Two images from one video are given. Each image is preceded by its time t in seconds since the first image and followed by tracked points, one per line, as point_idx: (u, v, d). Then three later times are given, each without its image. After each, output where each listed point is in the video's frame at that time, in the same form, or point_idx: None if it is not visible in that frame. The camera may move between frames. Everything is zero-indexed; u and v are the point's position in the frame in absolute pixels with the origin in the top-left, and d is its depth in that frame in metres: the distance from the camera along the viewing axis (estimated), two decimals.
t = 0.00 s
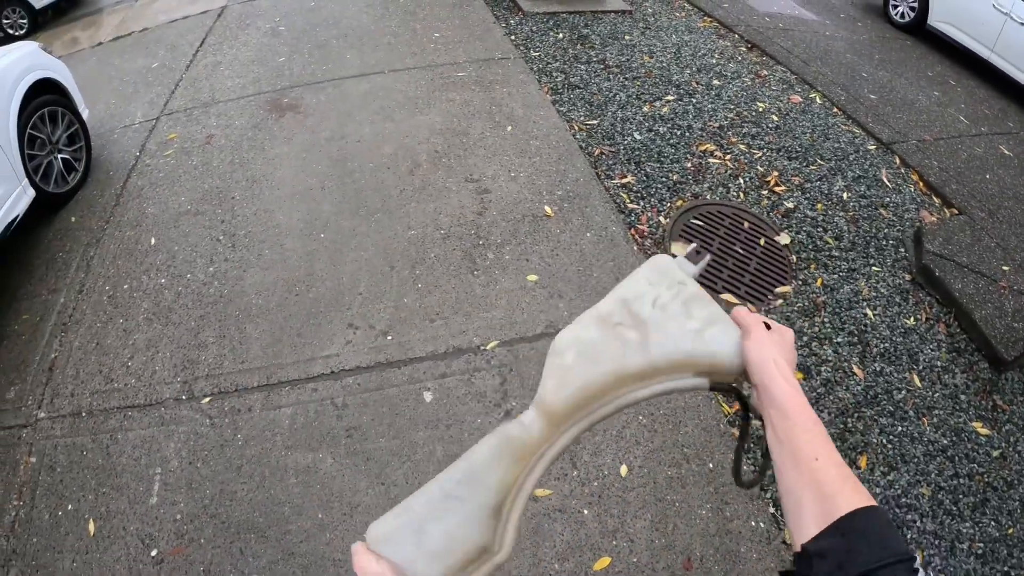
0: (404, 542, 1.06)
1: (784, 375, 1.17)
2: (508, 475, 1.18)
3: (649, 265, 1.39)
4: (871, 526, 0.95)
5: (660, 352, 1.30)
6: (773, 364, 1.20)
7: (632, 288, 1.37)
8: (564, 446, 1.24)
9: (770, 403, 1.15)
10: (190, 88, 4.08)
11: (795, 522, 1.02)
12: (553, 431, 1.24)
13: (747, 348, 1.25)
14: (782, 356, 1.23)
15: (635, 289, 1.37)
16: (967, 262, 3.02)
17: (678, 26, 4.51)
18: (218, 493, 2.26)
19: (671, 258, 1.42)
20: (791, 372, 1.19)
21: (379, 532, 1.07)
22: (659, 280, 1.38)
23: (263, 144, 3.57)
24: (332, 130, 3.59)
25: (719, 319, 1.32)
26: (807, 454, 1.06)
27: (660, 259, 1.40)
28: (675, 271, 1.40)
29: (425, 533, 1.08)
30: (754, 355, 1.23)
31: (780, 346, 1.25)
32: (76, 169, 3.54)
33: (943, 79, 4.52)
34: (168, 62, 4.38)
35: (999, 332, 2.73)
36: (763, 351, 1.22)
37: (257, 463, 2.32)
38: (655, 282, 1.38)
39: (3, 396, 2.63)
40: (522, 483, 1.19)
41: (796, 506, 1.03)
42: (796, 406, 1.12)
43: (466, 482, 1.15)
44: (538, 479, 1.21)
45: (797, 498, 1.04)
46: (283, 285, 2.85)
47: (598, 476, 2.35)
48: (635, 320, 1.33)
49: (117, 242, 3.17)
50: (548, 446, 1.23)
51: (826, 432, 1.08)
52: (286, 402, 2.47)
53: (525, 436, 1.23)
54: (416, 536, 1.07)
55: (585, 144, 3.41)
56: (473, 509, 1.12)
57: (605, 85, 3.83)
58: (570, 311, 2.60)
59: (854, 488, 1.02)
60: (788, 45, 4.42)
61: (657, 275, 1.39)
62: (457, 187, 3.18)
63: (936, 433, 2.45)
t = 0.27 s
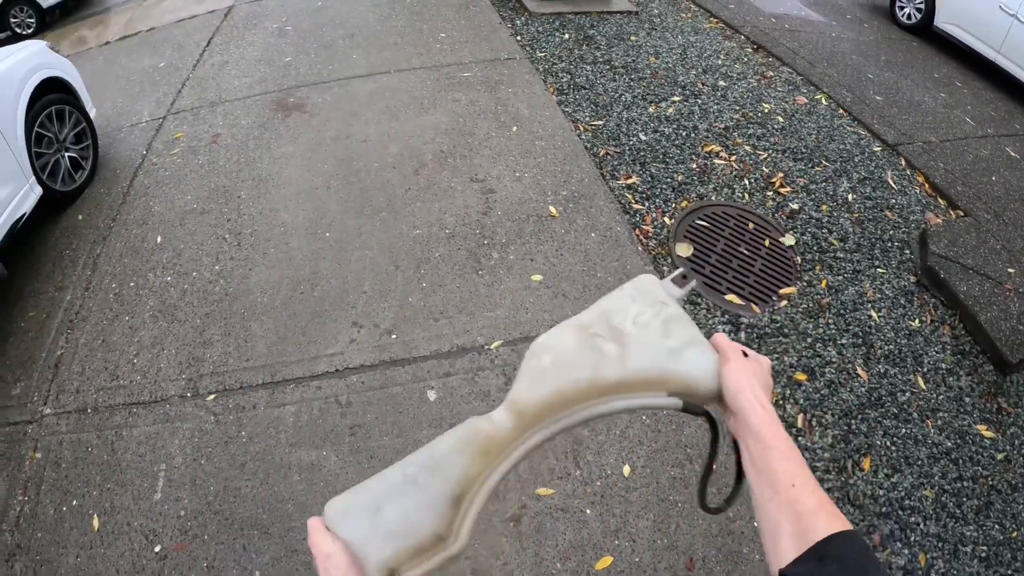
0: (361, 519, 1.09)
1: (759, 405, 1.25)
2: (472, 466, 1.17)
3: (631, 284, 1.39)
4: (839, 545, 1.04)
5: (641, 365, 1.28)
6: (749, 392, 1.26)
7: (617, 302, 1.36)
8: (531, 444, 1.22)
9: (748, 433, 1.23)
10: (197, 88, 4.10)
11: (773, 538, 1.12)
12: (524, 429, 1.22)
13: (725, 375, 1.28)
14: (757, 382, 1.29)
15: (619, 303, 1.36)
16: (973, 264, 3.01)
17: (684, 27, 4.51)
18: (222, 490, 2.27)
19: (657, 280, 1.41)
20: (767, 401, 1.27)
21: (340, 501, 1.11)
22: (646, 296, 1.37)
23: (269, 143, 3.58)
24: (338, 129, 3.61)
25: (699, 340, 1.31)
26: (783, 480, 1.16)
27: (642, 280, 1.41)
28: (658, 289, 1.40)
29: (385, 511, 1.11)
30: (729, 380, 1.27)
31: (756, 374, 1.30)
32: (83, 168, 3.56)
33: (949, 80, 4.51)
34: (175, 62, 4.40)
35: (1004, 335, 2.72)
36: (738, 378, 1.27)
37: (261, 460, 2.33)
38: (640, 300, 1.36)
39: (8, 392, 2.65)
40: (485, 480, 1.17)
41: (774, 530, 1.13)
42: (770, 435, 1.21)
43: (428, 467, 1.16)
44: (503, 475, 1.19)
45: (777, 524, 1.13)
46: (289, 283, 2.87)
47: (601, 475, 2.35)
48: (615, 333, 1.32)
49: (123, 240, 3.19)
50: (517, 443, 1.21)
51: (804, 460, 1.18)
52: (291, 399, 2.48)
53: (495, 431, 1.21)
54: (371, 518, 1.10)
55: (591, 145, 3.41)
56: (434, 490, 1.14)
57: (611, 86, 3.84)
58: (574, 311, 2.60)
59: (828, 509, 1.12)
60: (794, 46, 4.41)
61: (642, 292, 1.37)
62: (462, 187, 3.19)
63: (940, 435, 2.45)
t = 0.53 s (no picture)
0: (323, 477, 1.17)
1: (744, 398, 1.24)
2: (439, 437, 1.23)
3: (612, 269, 1.42)
4: (838, 551, 1.05)
5: (611, 351, 1.30)
6: (731, 384, 1.25)
7: (595, 286, 1.39)
8: (506, 418, 1.27)
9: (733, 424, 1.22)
10: (204, 83, 4.12)
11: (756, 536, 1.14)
12: (495, 406, 1.27)
13: (706, 362, 1.29)
14: (741, 372, 1.29)
15: (596, 290, 1.40)
16: (979, 264, 2.99)
17: (691, 25, 4.49)
18: (224, 482, 2.28)
19: (642, 267, 1.42)
20: (751, 391, 1.26)
21: (311, 464, 1.18)
22: (625, 285, 1.38)
23: (274, 138, 3.59)
24: (344, 125, 3.61)
25: (673, 328, 1.33)
26: (768, 475, 1.16)
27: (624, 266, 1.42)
28: (641, 277, 1.40)
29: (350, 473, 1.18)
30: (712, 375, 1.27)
31: (739, 365, 1.30)
32: (90, 162, 3.58)
33: (958, 79, 4.48)
34: (182, 58, 4.42)
35: (1010, 335, 2.70)
36: (720, 370, 1.27)
37: (262, 453, 2.34)
38: (618, 285, 1.39)
39: (14, 384, 2.67)
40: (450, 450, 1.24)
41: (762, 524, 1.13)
42: (754, 427, 1.20)
43: (398, 433, 1.22)
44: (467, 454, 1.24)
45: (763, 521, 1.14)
46: (292, 278, 2.88)
47: (602, 472, 2.35)
48: (592, 318, 1.35)
49: (129, 234, 3.21)
50: (485, 420, 1.26)
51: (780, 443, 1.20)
52: (293, 393, 2.49)
53: (464, 404, 1.26)
54: (338, 477, 1.17)
55: (596, 141, 3.41)
56: (399, 460, 1.20)
57: (616, 83, 3.83)
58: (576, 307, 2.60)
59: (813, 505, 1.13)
60: (802, 44, 4.39)
61: (624, 279, 1.39)
62: (466, 183, 3.19)
63: (944, 436, 2.43)
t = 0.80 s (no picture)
0: (343, 443, 1.29)
1: (768, 407, 1.26)
2: (454, 410, 1.34)
3: (642, 257, 1.50)
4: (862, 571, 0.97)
5: (633, 338, 1.40)
6: (756, 389, 1.29)
7: (619, 273, 1.49)
8: (524, 395, 1.40)
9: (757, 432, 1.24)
10: (209, 78, 4.13)
11: (781, 550, 1.10)
12: (512, 383, 1.38)
13: (729, 367, 1.35)
14: (766, 379, 1.33)
15: (625, 277, 1.47)
16: (985, 261, 2.97)
17: (697, 19, 4.47)
18: (227, 475, 2.30)
19: (671, 256, 1.51)
20: (775, 396, 1.30)
21: (316, 429, 1.30)
22: (648, 272, 1.48)
23: (279, 133, 3.60)
24: (348, 120, 3.62)
25: (694, 323, 1.41)
26: (790, 482, 1.16)
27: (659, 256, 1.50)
28: (670, 267, 1.49)
29: (361, 440, 1.30)
30: (733, 375, 1.34)
31: (761, 365, 1.35)
32: (96, 158, 3.60)
33: (966, 75, 4.44)
34: (188, 53, 4.44)
35: (1016, 333, 2.68)
36: (745, 373, 1.32)
37: (265, 447, 2.36)
38: (645, 274, 1.48)
39: (21, 377, 2.70)
40: (473, 423, 1.37)
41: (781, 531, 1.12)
42: (779, 433, 1.22)
43: (408, 407, 1.33)
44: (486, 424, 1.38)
45: (782, 527, 1.13)
46: (296, 272, 2.89)
47: (602, 467, 2.35)
48: (614, 304, 1.45)
49: (134, 229, 3.23)
50: (507, 395, 1.39)
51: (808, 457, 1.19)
52: (296, 386, 2.51)
53: (480, 380, 1.37)
54: (349, 443, 1.29)
55: (600, 136, 3.40)
56: (414, 428, 1.32)
57: (621, 77, 3.82)
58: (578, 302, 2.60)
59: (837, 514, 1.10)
60: (808, 39, 4.36)
61: (649, 268, 1.48)
62: (469, 178, 3.19)
63: (947, 434, 2.42)
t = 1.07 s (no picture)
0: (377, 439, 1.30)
1: (807, 426, 1.19)
2: (484, 417, 1.33)
3: (687, 266, 1.43)
4: None
5: (670, 351, 1.34)
6: (795, 405, 1.23)
7: (663, 283, 1.40)
8: (544, 412, 1.37)
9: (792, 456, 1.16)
10: (216, 74, 4.14)
11: None
12: (548, 392, 1.35)
13: (768, 382, 1.29)
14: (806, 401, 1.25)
15: (665, 288, 1.40)
16: (992, 260, 2.95)
17: (704, 15, 4.45)
18: (230, 470, 2.31)
19: (716, 267, 1.43)
20: (813, 418, 1.22)
21: (365, 426, 1.31)
22: (688, 281, 1.41)
23: (284, 129, 3.61)
24: (353, 116, 3.62)
25: (734, 336, 1.36)
26: (827, 511, 1.08)
27: (702, 264, 1.43)
28: (712, 279, 1.42)
29: (399, 442, 1.30)
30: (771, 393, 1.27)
31: (804, 384, 1.28)
32: (103, 154, 3.62)
33: (975, 72, 4.40)
34: (195, 49, 4.45)
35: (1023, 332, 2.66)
36: (785, 393, 1.25)
37: (268, 441, 2.36)
38: (688, 286, 1.40)
39: (27, 372, 2.72)
40: (509, 426, 1.35)
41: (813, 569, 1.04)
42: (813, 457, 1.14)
43: (450, 409, 1.33)
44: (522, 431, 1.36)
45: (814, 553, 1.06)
46: (300, 268, 2.89)
47: (605, 464, 2.35)
48: (654, 315, 1.38)
49: (140, 225, 3.24)
50: (542, 403, 1.37)
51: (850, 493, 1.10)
52: (299, 381, 2.51)
53: (517, 390, 1.36)
54: (389, 442, 1.30)
55: (605, 132, 3.39)
56: (447, 432, 1.31)
57: (627, 73, 3.80)
58: (582, 299, 2.59)
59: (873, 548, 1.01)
60: (816, 35, 4.33)
61: (691, 280, 1.41)
62: (474, 174, 3.18)
63: (952, 434, 2.41)
